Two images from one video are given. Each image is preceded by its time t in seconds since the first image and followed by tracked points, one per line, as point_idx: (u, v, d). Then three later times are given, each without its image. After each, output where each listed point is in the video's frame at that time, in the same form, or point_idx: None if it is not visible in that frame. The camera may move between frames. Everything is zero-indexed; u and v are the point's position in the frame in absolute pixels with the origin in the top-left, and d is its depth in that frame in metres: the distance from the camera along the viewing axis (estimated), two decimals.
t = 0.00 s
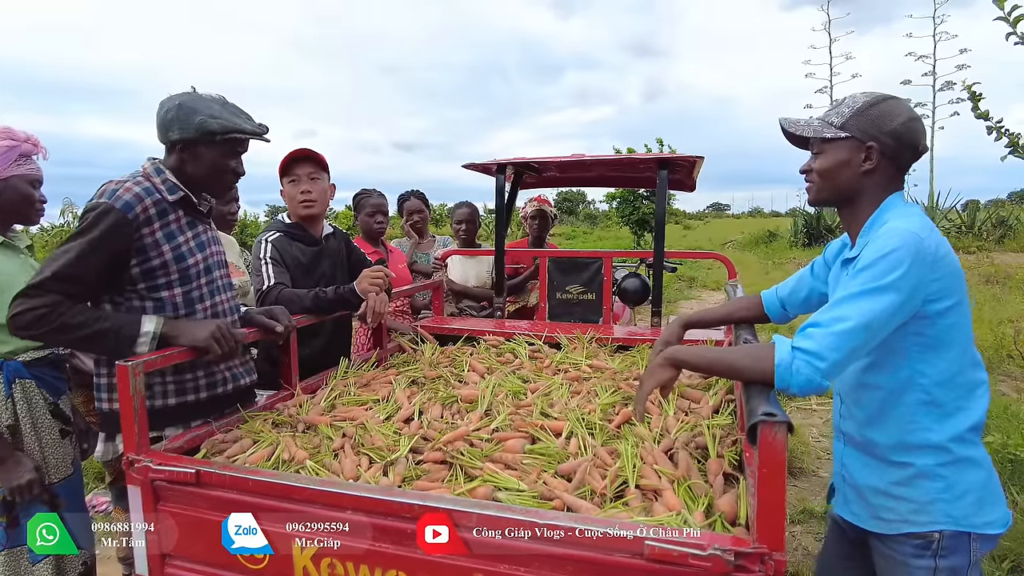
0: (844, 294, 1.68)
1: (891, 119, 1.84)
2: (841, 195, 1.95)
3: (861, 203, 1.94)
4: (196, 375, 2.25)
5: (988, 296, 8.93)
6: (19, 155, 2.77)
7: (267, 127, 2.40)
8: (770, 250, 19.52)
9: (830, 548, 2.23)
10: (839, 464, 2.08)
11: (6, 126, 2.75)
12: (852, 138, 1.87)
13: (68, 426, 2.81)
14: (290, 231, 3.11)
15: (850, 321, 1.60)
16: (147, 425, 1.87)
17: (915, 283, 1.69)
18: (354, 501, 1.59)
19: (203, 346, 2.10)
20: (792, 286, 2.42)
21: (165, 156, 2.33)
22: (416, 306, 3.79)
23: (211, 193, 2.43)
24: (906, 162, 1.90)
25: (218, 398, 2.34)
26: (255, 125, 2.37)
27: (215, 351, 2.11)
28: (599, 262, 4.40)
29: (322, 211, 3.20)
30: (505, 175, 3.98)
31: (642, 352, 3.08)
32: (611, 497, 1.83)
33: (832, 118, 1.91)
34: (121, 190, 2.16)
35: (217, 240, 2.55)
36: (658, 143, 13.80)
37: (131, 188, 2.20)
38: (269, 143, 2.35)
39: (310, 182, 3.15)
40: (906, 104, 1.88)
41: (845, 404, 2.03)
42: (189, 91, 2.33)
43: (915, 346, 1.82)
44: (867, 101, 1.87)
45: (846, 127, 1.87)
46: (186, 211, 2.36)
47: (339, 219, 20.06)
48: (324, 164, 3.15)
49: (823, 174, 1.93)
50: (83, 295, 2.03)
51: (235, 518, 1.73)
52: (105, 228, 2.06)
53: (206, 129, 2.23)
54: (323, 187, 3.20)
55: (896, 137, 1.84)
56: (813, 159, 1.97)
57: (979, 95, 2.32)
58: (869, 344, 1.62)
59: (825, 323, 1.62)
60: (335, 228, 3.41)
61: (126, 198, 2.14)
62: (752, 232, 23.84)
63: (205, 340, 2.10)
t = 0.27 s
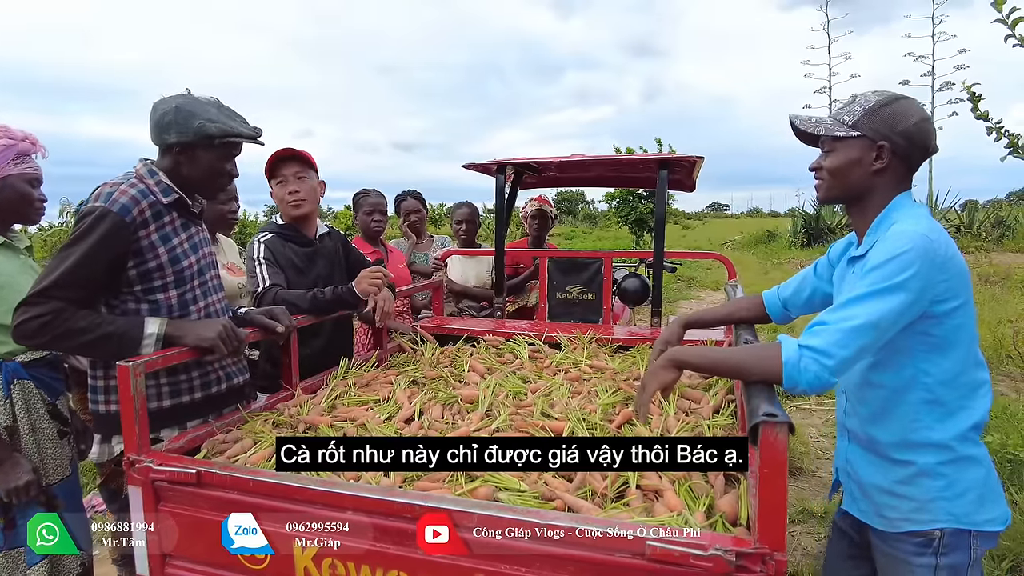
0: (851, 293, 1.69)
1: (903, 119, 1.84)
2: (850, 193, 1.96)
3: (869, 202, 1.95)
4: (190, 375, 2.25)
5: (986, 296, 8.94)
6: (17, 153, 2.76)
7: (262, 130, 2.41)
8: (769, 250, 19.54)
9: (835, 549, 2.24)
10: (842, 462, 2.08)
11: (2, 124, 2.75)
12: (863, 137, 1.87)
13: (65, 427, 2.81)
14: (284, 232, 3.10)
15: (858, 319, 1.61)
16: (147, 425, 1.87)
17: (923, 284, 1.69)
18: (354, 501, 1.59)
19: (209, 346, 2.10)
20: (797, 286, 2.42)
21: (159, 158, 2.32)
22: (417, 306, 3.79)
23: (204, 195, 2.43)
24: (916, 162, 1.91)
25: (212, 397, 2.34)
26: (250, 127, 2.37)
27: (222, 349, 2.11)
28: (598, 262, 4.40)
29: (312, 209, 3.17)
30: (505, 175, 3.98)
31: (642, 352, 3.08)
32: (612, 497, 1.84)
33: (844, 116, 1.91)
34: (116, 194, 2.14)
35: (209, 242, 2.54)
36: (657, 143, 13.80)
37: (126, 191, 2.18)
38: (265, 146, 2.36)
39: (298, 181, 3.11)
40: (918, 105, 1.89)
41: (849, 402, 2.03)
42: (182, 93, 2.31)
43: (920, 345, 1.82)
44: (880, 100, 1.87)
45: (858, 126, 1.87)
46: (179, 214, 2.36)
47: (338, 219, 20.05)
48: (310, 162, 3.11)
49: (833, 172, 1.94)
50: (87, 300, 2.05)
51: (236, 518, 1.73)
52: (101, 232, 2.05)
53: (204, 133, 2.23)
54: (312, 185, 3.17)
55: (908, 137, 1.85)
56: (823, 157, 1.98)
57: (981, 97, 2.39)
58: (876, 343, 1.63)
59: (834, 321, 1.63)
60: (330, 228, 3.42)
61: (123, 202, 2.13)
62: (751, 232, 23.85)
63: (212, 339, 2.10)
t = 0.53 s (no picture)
0: (846, 290, 1.69)
1: (906, 118, 1.85)
2: (851, 190, 1.96)
3: (869, 200, 1.95)
4: (184, 375, 2.25)
5: (985, 296, 8.94)
6: (6, 150, 2.75)
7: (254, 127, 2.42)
8: (768, 251, 19.54)
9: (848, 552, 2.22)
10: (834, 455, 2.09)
11: None
12: (866, 134, 1.88)
13: (61, 428, 2.81)
14: (276, 233, 3.10)
15: (851, 316, 1.61)
16: (145, 425, 1.87)
17: (914, 280, 1.70)
18: (352, 501, 1.59)
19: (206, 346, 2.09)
20: (798, 284, 2.42)
21: (157, 160, 2.29)
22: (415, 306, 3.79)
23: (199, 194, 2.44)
24: (918, 161, 1.91)
25: (205, 398, 2.35)
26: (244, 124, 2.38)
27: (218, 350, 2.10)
28: (597, 262, 4.40)
29: (298, 207, 3.14)
30: (503, 175, 3.98)
31: (640, 352, 3.08)
32: (610, 498, 1.83)
33: (847, 113, 1.92)
34: (112, 195, 2.12)
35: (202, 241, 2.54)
36: (657, 143, 13.79)
37: (122, 192, 2.16)
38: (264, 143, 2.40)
39: (279, 181, 3.08)
40: (921, 105, 1.89)
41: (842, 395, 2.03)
42: (176, 95, 2.26)
43: (911, 341, 1.83)
44: (883, 98, 1.87)
45: (861, 123, 1.88)
46: (173, 214, 2.36)
47: (337, 219, 20.04)
48: (288, 160, 3.07)
49: (835, 169, 1.95)
50: (83, 301, 2.04)
51: (236, 518, 1.72)
52: (98, 234, 2.04)
53: (213, 138, 2.24)
54: (296, 183, 3.14)
55: (911, 135, 1.85)
56: (826, 154, 1.98)
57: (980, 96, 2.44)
58: (870, 339, 1.64)
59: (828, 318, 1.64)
60: (326, 228, 3.42)
61: (119, 202, 2.11)
62: (751, 232, 23.85)
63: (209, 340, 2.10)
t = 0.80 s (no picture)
0: (849, 285, 1.70)
1: (909, 118, 1.85)
2: (854, 189, 1.97)
3: (872, 199, 1.95)
4: (174, 375, 2.28)
5: (982, 296, 8.96)
6: None
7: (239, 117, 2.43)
8: (766, 251, 19.56)
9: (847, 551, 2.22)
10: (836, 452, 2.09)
11: None
12: (870, 134, 1.88)
13: (57, 429, 2.80)
14: (274, 236, 3.09)
15: (856, 311, 1.62)
16: (140, 425, 1.86)
17: (917, 276, 1.71)
18: (348, 503, 1.58)
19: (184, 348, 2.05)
20: (798, 283, 2.44)
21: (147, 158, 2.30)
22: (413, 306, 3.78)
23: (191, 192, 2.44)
24: (920, 161, 1.92)
25: (196, 398, 2.37)
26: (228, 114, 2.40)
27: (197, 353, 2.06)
28: (595, 262, 4.39)
29: (296, 210, 3.13)
30: (501, 175, 3.97)
31: (637, 353, 3.08)
32: (606, 499, 1.83)
33: (852, 113, 1.91)
34: (105, 191, 2.12)
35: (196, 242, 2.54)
36: (654, 142, 13.79)
37: (115, 189, 2.17)
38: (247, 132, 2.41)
39: (278, 184, 3.07)
40: (923, 105, 1.90)
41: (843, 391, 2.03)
42: (157, 94, 2.27)
43: (913, 337, 1.84)
44: (886, 99, 1.88)
45: (866, 122, 1.87)
46: (168, 214, 2.35)
47: (334, 219, 20.01)
48: (289, 163, 3.07)
49: (839, 167, 1.95)
50: (66, 293, 2.03)
51: (235, 518, 1.71)
52: (87, 228, 2.04)
53: (200, 133, 2.26)
54: (296, 187, 3.14)
55: (914, 135, 1.85)
56: (829, 153, 1.98)
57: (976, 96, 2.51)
58: (874, 334, 1.64)
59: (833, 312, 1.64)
60: (323, 232, 3.42)
61: (112, 198, 2.12)
62: (748, 232, 23.88)
63: (186, 341, 2.06)
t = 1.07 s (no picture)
0: (866, 284, 1.71)
1: (916, 118, 1.87)
2: (862, 187, 1.99)
3: (879, 198, 1.98)
4: (168, 376, 2.28)
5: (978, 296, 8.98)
6: None
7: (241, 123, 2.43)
8: (764, 251, 19.58)
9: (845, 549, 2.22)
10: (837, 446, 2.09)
11: None
12: (878, 133, 1.89)
13: (56, 430, 2.80)
14: (278, 237, 3.09)
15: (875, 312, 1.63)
16: (140, 426, 1.86)
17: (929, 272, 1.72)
18: (349, 503, 1.58)
19: (186, 350, 2.05)
20: (799, 283, 2.46)
21: (143, 159, 2.31)
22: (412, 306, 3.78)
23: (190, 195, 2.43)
24: (927, 161, 1.94)
25: (189, 400, 2.36)
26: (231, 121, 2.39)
27: (197, 354, 2.06)
28: (594, 262, 4.39)
29: (300, 212, 3.13)
30: (500, 175, 3.98)
31: (637, 353, 3.08)
32: (606, 499, 1.83)
33: (860, 113, 1.93)
34: (97, 191, 2.13)
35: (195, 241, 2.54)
36: (653, 143, 13.81)
37: (108, 190, 2.17)
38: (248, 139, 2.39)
39: (281, 186, 3.07)
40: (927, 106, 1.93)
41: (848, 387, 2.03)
42: (156, 95, 2.28)
43: (922, 333, 1.85)
44: (892, 100, 1.90)
45: (874, 122, 1.89)
46: (163, 213, 2.35)
47: (333, 219, 20.00)
48: (292, 166, 3.07)
49: (848, 167, 1.96)
50: (66, 298, 2.04)
51: (235, 518, 1.71)
52: (80, 231, 2.04)
53: (191, 132, 2.24)
54: (299, 190, 3.13)
55: (921, 135, 1.87)
56: (837, 152, 1.99)
57: (972, 97, 2.53)
58: (894, 334, 1.65)
59: (856, 313, 1.65)
60: (326, 232, 3.42)
61: (104, 200, 2.12)
62: (746, 232, 23.91)
63: (187, 342, 2.06)
